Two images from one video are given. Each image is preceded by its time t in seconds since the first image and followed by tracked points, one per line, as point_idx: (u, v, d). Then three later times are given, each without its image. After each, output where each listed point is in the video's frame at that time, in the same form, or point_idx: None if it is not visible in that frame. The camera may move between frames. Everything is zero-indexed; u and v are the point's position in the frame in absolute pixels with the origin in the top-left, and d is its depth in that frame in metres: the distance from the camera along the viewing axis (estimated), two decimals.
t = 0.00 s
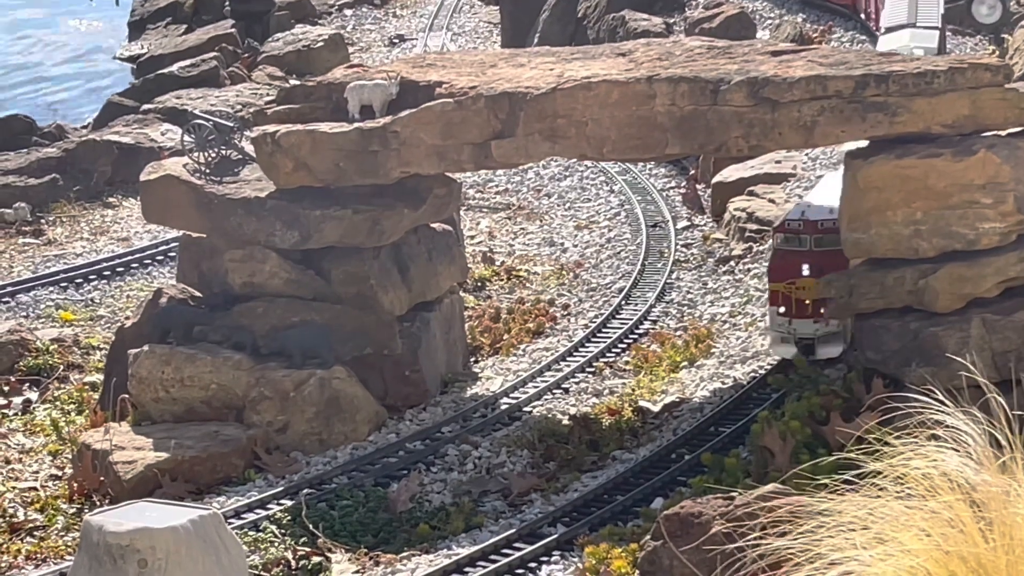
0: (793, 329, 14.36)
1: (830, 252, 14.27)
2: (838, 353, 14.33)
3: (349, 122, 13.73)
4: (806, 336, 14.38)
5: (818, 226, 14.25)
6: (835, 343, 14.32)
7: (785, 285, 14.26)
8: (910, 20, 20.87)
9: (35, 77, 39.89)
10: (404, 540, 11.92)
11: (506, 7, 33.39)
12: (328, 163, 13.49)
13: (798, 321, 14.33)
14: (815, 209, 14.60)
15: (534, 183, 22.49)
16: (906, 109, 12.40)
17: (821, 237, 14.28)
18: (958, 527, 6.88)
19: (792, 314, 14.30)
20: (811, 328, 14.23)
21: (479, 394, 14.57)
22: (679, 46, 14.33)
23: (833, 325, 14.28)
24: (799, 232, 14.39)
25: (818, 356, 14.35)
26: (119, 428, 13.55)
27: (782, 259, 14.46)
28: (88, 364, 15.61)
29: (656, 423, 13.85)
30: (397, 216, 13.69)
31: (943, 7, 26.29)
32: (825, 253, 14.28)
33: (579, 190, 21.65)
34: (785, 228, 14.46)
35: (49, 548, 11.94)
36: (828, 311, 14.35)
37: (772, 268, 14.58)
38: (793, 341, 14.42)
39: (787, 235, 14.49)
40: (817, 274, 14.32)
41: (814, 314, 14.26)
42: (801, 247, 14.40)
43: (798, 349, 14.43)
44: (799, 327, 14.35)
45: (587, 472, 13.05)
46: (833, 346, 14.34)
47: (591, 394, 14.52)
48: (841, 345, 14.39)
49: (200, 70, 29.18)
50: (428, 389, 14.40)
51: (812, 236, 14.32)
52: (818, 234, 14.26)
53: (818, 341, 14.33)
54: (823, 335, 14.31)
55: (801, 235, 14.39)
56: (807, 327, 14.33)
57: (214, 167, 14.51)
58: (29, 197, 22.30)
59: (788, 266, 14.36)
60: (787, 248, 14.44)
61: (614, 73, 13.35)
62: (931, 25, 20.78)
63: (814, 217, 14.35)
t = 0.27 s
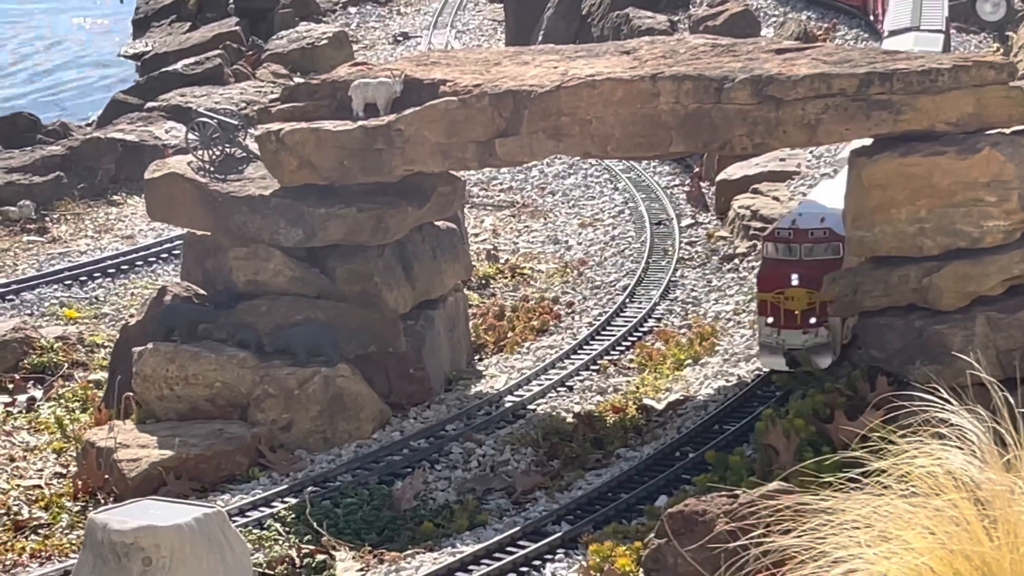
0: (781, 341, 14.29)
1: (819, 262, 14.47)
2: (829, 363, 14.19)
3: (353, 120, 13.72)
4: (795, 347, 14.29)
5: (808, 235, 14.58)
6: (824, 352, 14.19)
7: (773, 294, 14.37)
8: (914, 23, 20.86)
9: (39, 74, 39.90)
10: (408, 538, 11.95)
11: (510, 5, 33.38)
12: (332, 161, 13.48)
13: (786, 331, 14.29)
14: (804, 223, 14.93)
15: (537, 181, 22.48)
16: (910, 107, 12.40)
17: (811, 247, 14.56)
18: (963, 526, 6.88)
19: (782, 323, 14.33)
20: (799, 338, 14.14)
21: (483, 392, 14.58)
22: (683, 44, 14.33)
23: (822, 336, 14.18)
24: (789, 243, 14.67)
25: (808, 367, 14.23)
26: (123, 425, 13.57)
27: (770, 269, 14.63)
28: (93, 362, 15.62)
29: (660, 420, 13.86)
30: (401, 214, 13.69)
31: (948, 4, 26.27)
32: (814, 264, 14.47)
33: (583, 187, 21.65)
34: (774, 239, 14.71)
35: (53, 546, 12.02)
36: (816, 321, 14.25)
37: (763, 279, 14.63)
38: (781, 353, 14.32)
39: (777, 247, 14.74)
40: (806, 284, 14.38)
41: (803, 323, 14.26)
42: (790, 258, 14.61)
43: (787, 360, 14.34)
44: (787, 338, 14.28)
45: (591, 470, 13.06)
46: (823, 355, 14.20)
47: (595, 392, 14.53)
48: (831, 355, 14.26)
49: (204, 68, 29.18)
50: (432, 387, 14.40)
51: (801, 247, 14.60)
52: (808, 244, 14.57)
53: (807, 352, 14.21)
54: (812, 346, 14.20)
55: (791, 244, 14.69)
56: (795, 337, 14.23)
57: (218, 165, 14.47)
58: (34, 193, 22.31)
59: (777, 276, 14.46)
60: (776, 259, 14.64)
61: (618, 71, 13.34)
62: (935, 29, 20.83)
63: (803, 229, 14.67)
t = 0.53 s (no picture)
0: (768, 350, 14.19)
1: (808, 269, 14.19)
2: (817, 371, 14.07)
3: (358, 115, 13.71)
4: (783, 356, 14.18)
5: (796, 241, 14.31)
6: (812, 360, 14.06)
7: (762, 301, 14.16)
8: (919, 25, 20.92)
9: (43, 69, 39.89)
10: (412, 532, 11.96)
11: (514, 1, 33.39)
12: (336, 155, 13.48)
13: (773, 339, 14.17)
14: (792, 228, 14.64)
15: (541, 176, 22.46)
16: (915, 103, 12.40)
17: (800, 253, 14.29)
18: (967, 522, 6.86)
19: (769, 332, 14.18)
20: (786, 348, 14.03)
21: (487, 387, 14.57)
22: (687, 39, 14.32)
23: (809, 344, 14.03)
24: (778, 248, 14.41)
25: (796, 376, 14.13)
26: (127, 420, 13.56)
27: (758, 276, 14.37)
28: (96, 356, 15.61)
29: (664, 416, 13.84)
30: (405, 209, 13.67)
31: None
32: (803, 271, 14.20)
33: (587, 183, 21.63)
34: (762, 244, 14.46)
35: (56, 541, 12.07)
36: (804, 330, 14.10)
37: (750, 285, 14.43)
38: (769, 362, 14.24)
39: (765, 252, 14.49)
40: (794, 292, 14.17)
41: (791, 332, 14.10)
42: (779, 264, 14.34)
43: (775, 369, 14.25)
44: (774, 347, 14.18)
45: (595, 465, 13.05)
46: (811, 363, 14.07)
47: (599, 387, 14.52)
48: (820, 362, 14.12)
49: (208, 63, 29.18)
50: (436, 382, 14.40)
51: (790, 252, 14.34)
52: (796, 250, 14.30)
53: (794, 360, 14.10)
54: (799, 355, 14.07)
55: (780, 250, 14.40)
56: (782, 347, 14.12)
57: (222, 160, 14.42)
58: (38, 188, 22.31)
59: (765, 283, 14.24)
60: (764, 265, 14.39)
61: (622, 66, 13.34)
62: (939, 30, 20.88)
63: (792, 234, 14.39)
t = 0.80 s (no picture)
0: (755, 356, 13.83)
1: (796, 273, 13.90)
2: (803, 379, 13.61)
3: (363, 106, 13.72)
4: (769, 361, 13.79)
5: (785, 245, 14.04)
6: (799, 367, 13.66)
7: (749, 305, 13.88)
8: (924, 24, 20.94)
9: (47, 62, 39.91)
10: (416, 524, 11.94)
11: None
12: (342, 147, 13.48)
13: (760, 345, 13.79)
14: (783, 232, 14.39)
15: (547, 169, 22.43)
16: (921, 95, 12.43)
17: (789, 257, 14.00)
18: (972, 511, 6.78)
19: (756, 338, 13.83)
20: (774, 353, 13.64)
21: (491, 378, 14.56)
22: (693, 31, 14.33)
23: (797, 351, 13.64)
24: (767, 252, 14.16)
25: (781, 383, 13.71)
26: (131, 410, 13.56)
27: (746, 280, 14.12)
28: (101, 347, 15.61)
29: (668, 408, 13.82)
30: (410, 200, 13.64)
31: None
32: (791, 275, 13.89)
33: (592, 176, 21.62)
34: (751, 248, 14.24)
35: (61, 530, 12.07)
36: (792, 335, 13.72)
37: (738, 291, 14.15)
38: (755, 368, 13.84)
39: (755, 256, 14.26)
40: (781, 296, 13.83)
41: (777, 337, 13.74)
42: (768, 268, 14.08)
43: (761, 376, 13.83)
44: (761, 353, 13.79)
45: (599, 456, 13.03)
46: (797, 371, 13.66)
47: (604, 379, 14.51)
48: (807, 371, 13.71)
49: (214, 55, 29.20)
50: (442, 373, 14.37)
51: (779, 256, 14.07)
52: (785, 254, 14.03)
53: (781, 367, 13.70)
54: (786, 361, 13.69)
55: (768, 254, 14.15)
56: (768, 352, 13.73)
57: (228, 150, 14.46)
58: (43, 180, 22.29)
59: (752, 287, 13.96)
60: (753, 270, 14.15)
61: (628, 57, 13.34)
62: (945, 29, 20.89)
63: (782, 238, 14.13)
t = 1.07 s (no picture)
0: (740, 360, 13.58)
1: (782, 277, 13.54)
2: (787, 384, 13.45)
3: (369, 97, 13.72)
4: (754, 366, 13.53)
5: (773, 248, 13.64)
6: (784, 373, 13.44)
7: (734, 310, 13.62)
8: (929, 21, 20.97)
9: (52, 53, 39.90)
10: (421, 514, 11.95)
11: None
12: (348, 137, 13.48)
13: (745, 349, 13.52)
14: (773, 233, 14.00)
15: (552, 161, 22.41)
16: (927, 86, 12.42)
17: (776, 261, 13.62)
18: (976, 501, 6.70)
19: (741, 343, 13.58)
20: (758, 358, 13.41)
21: (497, 369, 14.56)
22: (700, 22, 14.31)
23: (781, 357, 13.40)
24: (755, 255, 13.79)
25: (765, 389, 13.49)
26: (137, 400, 13.57)
27: (733, 283, 13.82)
28: (106, 337, 15.61)
29: (674, 400, 13.81)
30: (416, 191, 13.63)
31: None
32: (778, 279, 13.56)
33: (597, 168, 21.59)
34: (739, 250, 13.89)
35: (65, 520, 12.09)
36: (777, 340, 13.47)
37: (724, 294, 13.83)
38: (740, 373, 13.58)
39: (743, 258, 13.91)
40: (767, 300, 13.53)
41: (763, 342, 13.47)
42: (756, 271, 13.76)
43: (745, 381, 13.58)
44: (746, 357, 13.56)
45: (604, 447, 13.02)
46: (781, 377, 13.45)
47: (609, 370, 14.50)
48: (792, 375, 13.49)
49: (219, 47, 29.20)
50: (446, 364, 14.40)
51: (767, 260, 13.70)
52: (772, 258, 13.65)
53: (766, 372, 13.47)
54: (772, 366, 13.45)
55: (755, 257, 13.79)
56: (754, 356, 13.47)
57: (234, 141, 14.41)
58: (49, 171, 22.27)
59: (738, 291, 13.66)
60: (740, 273, 13.84)
61: (635, 48, 13.33)
62: (951, 26, 20.92)
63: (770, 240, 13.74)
